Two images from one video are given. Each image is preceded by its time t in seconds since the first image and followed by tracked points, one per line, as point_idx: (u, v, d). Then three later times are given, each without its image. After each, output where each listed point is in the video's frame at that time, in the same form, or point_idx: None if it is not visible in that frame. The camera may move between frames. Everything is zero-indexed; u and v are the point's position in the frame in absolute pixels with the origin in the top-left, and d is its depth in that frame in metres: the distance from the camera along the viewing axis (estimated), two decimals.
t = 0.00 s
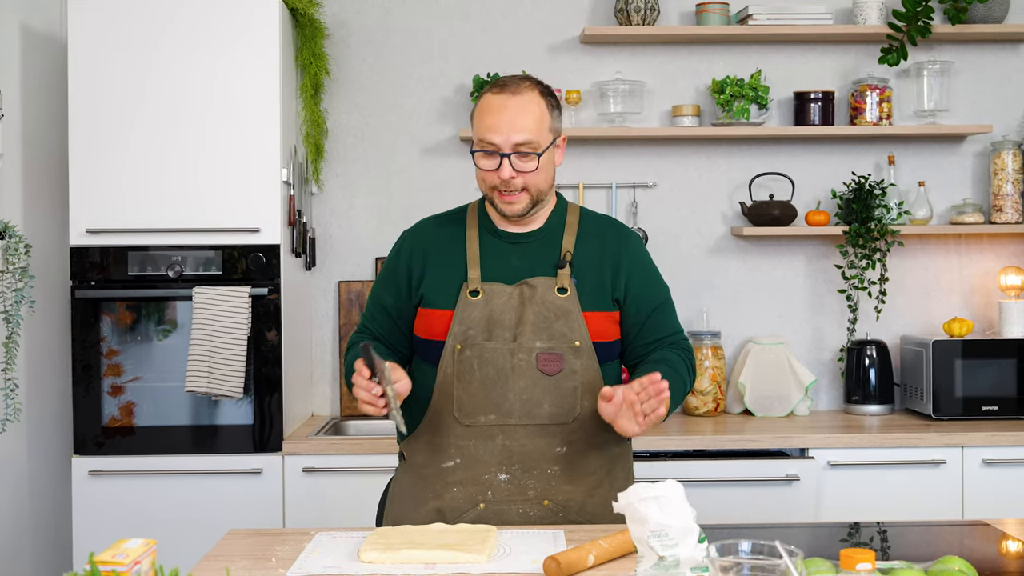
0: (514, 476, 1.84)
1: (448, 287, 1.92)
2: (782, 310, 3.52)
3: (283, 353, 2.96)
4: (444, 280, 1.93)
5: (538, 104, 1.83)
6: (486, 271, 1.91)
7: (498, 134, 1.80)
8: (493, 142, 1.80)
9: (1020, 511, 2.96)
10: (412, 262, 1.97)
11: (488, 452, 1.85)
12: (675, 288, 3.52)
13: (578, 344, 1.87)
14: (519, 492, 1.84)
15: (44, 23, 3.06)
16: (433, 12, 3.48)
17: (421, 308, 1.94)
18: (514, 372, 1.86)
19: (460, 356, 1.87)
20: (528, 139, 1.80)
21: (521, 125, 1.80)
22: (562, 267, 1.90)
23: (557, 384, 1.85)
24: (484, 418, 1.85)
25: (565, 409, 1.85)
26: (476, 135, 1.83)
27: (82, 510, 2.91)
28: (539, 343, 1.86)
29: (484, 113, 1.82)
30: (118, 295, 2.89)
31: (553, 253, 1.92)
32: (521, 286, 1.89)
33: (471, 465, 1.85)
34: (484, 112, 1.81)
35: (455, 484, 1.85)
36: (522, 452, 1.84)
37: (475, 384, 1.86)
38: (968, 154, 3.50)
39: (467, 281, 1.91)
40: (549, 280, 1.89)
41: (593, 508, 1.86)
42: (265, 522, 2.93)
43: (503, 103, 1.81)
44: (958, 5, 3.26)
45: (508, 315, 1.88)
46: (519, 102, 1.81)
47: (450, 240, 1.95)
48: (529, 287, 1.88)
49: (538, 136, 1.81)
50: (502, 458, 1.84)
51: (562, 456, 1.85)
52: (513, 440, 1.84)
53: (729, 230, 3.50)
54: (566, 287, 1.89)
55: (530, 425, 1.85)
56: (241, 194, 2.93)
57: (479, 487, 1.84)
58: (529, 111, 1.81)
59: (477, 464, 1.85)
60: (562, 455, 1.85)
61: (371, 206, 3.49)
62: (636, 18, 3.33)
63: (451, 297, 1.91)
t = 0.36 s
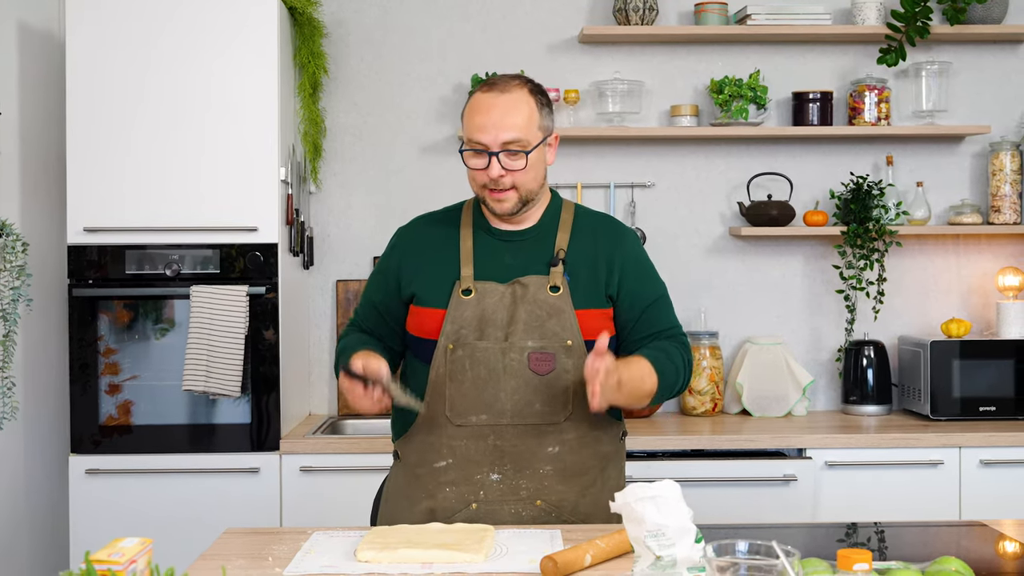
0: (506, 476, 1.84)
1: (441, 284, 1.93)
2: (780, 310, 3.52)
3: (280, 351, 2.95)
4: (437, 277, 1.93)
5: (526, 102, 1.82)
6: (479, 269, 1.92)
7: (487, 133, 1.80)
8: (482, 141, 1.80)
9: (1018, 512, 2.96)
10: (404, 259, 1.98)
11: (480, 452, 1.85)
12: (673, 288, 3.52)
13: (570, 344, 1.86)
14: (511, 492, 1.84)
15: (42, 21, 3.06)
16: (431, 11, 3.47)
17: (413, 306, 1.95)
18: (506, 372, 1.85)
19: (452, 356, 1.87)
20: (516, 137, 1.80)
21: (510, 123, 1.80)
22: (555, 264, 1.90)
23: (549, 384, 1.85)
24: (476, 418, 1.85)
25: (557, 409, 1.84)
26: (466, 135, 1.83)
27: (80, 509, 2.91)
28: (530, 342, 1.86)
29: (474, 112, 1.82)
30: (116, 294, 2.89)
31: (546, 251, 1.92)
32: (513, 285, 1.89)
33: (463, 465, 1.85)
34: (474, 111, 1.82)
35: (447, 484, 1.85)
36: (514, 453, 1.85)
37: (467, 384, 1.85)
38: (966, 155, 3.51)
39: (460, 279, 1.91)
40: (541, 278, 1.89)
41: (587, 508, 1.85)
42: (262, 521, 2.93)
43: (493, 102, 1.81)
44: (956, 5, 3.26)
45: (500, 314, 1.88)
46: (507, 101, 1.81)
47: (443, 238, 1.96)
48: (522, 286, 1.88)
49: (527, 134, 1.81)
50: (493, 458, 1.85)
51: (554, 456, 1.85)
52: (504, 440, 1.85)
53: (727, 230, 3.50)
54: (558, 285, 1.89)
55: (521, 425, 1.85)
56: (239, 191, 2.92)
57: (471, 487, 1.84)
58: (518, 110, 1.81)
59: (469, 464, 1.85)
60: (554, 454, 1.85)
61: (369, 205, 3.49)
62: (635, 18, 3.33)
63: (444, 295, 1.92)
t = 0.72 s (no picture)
0: (500, 474, 1.83)
1: (436, 283, 1.93)
2: (778, 309, 3.52)
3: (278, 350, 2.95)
4: (432, 275, 1.93)
5: (523, 102, 1.83)
6: (474, 267, 1.91)
7: (482, 131, 1.80)
8: (477, 139, 1.80)
9: (1016, 511, 2.97)
10: (399, 257, 1.98)
11: (474, 451, 1.84)
12: (672, 287, 3.52)
13: (565, 342, 1.86)
14: (506, 491, 1.83)
15: (41, 19, 3.05)
16: (430, 10, 3.47)
17: (409, 305, 1.95)
18: (501, 371, 1.85)
19: (447, 354, 1.87)
20: (511, 136, 1.80)
21: (505, 122, 1.79)
22: (551, 263, 1.90)
23: (544, 382, 1.85)
24: (471, 416, 1.84)
25: (552, 408, 1.84)
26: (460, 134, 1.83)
27: (78, 507, 2.91)
28: (525, 340, 1.86)
29: (469, 111, 1.82)
30: (114, 292, 2.88)
31: (542, 250, 1.92)
32: (508, 284, 1.89)
33: (458, 463, 1.84)
34: (470, 110, 1.82)
35: (441, 483, 1.84)
36: (509, 451, 1.84)
37: (462, 383, 1.85)
38: (965, 154, 3.51)
39: (455, 277, 1.91)
40: (536, 277, 1.89)
41: (582, 506, 1.85)
42: (260, 520, 2.92)
43: (489, 101, 1.81)
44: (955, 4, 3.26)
45: (495, 313, 1.88)
46: (503, 99, 1.81)
47: (438, 238, 1.95)
48: (517, 284, 1.88)
49: (522, 133, 1.81)
50: (488, 456, 1.84)
51: (549, 454, 1.84)
52: (499, 438, 1.84)
53: (726, 229, 3.50)
54: (554, 283, 1.89)
55: (516, 423, 1.84)
56: (238, 190, 2.92)
57: (466, 486, 1.83)
58: (514, 109, 1.81)
59: (464, 462, 1.84)
60: (549, 453, 1.84)
61: (367, 204, 3.48)
62: (634, 17, 3.33)
63: (439, 294, 1.92)
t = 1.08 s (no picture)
0: (499, 474, 1.83)
1: (433, 282, 1.92)
2: (777, 308, 3.52)
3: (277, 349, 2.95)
4: (429, 275, 1.93)
5: (525, 92, 1.83)
6: (472, 266, 1.91)
7: (484, 121, 1.79)
8: (479, 128, 1.79)
9: (1015, 509, 2.97)
10: (398, 256, 1.98)
11: (473, 450, 1.84)
12: (671, 285, 3.52)
13: (564, 341, 1.86)
14: (505, 490, 1.83)
15: (39, 17, 3.05)
16: (428, 8, 3.47)
17: (408, 305, 1.94)
18: (500, 370, 1.85)
19: (446, 354, 1.86)
20: (514, 125, 1.79)
21: (507, 110, 1.79)
22: (548, 262, 1.89)
23: (543, 381, 1.84)
24: (470, 416, 1.84)
25: (552, 407, 1.84)
26: (461, 124, 1.82)
27: (77, 506, 2.91)
28: (524, 340, 1.85)
29: (471, 101, 1.81)
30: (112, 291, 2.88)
31: (540, 249, 1.92)
32: (507, 283, 1.88)
33: (457, 463, 1.84)
34: (470, 100, 1.81)
35: (441, 483, 1.84)
36: (508, 451, 1.84)
37: (460, 382, 1.85)
38: (964, 152, 3.51)
39: (452, 276, 1.91)
40: (535, 276, 1.88)
41: (581, 505, 1.85)
42: (259, 518, 2.92)
43: (490, 90, 1.81)
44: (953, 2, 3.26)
45: (493, 312, 1.87)
46: (505, 88, 1.81)
47: (436, 237, 1.95)
48: (515, 284, 1.87)
49: (524, 121, 1.81)
50: (487, 456, 1.84)
51: (548, 454, 1.84)
52: (498, 438, 1.84)
53: (725, 227, 3.50)
54: (552, 282, 1.88)
55: (516, 422, 1.84)
56: (237, 189, 2.91)
57: (466, 485, 1.83)
58: (515, 98, 1.81)
59: (463, 462, 1.84)
60: (548, 452, 1.84)
61: (366, 202, 3.48)
62: (632, 15, 3.33)
63: (436, 293, 1.91)
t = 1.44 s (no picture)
0: (498, 474, 1.82)
1: (432, 282, 1.92)
2: (777, 308, 3.52)
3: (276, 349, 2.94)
4: (427, 275, 1.93)
5: (531, 78, 1.95)
6: (469, 266, 1.91)
7: (495, 95, 1.90)
8: (489, 102, 1.89)
9: (1014, 510, 2.97)
10: (396, 256, 1.98)
11: (472, 450, 1.83)
12: (671, 285, 3.52)
13: (563, 341, 1.85)
14: (504, 490, 1.82)
15: (38, 17, 3.04)
16: (428, 7, 3.47)
17: (405, 305, 1.94)
18: (498, 369, 1.83)
19: (444, 354, 1.85)
20: (522, 101, 1.89)
21: (516, 87, 1.90)
22: (546, 262, 1.89)
23: (541, 381, 1.83)
24: (468, 416, 1.83)
25: (550, 407, 1.83)
26: (470, 102, 1.92)
27: (76, 506, 2.90)
28: (523, 339, 1.84)
29: (481, 82, 1.92)
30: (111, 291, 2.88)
31: (537, 248, 1.92)
32: (504, 282, 1.88)
33: (455, 463, 1.83)
34: (480, 81, 1.92)
35: (439, 483, 1.83)
36: (507, 451, 1.82)
37: (459, 382, 1.84)
38: (964, 153, 3.50)
39: (451, 277, 1.91)
40: (533, 275, 1.88)
41: (581, 506, 1.85)
42: (258, 518, 2.92)
43: (499, 72, 1.92)
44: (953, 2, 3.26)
45: (491, 311, 1.86)
46: (515, 72, 1.93)
47: (434, 237, 1.96)
48: (513, 283, 1.87)
49: (532, 100, 1.91)
50: (486, 456, 1.82)
51: (548, 454, 1.83)
52: (497, 437, 1.82)
53: (725, 227, 3.49)
54: (550, 281, 1.88)
55: (514, 422, 1.83)
56: (237, 189, 2.91)
57: (464, 486, 1.82)
58: (523, 79, 1.92)
59: (462, 462, 1.83)
60: (547, 452, 1.83)
61: (365, 202, 3.48)
62: (632, 15, 3.33)
63: (434, 293, 1.92)
